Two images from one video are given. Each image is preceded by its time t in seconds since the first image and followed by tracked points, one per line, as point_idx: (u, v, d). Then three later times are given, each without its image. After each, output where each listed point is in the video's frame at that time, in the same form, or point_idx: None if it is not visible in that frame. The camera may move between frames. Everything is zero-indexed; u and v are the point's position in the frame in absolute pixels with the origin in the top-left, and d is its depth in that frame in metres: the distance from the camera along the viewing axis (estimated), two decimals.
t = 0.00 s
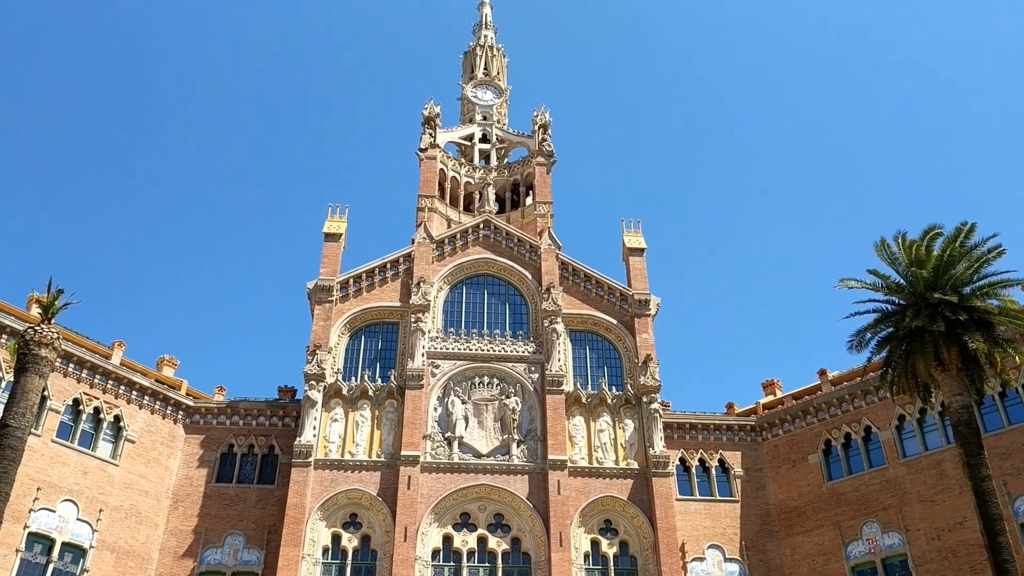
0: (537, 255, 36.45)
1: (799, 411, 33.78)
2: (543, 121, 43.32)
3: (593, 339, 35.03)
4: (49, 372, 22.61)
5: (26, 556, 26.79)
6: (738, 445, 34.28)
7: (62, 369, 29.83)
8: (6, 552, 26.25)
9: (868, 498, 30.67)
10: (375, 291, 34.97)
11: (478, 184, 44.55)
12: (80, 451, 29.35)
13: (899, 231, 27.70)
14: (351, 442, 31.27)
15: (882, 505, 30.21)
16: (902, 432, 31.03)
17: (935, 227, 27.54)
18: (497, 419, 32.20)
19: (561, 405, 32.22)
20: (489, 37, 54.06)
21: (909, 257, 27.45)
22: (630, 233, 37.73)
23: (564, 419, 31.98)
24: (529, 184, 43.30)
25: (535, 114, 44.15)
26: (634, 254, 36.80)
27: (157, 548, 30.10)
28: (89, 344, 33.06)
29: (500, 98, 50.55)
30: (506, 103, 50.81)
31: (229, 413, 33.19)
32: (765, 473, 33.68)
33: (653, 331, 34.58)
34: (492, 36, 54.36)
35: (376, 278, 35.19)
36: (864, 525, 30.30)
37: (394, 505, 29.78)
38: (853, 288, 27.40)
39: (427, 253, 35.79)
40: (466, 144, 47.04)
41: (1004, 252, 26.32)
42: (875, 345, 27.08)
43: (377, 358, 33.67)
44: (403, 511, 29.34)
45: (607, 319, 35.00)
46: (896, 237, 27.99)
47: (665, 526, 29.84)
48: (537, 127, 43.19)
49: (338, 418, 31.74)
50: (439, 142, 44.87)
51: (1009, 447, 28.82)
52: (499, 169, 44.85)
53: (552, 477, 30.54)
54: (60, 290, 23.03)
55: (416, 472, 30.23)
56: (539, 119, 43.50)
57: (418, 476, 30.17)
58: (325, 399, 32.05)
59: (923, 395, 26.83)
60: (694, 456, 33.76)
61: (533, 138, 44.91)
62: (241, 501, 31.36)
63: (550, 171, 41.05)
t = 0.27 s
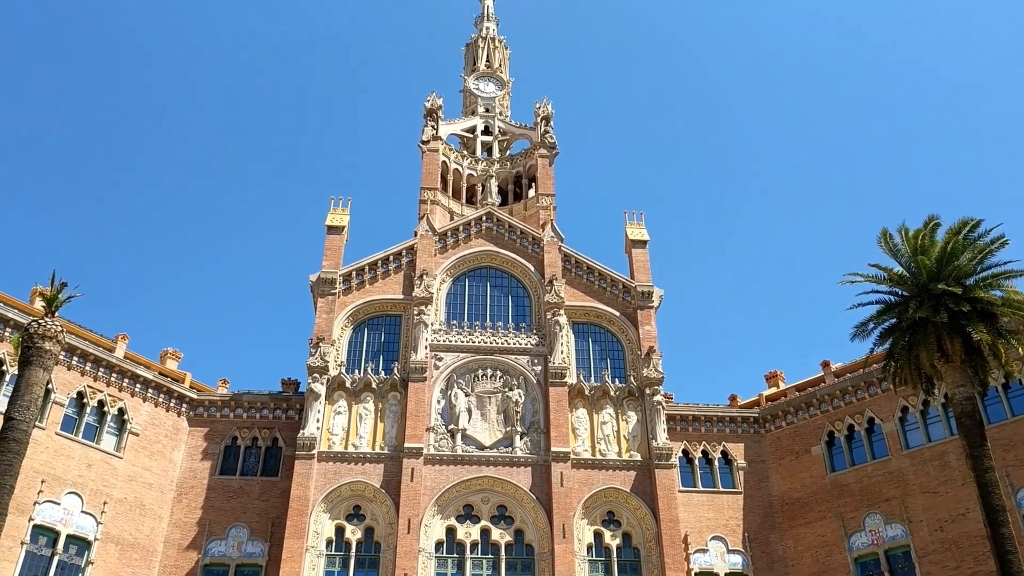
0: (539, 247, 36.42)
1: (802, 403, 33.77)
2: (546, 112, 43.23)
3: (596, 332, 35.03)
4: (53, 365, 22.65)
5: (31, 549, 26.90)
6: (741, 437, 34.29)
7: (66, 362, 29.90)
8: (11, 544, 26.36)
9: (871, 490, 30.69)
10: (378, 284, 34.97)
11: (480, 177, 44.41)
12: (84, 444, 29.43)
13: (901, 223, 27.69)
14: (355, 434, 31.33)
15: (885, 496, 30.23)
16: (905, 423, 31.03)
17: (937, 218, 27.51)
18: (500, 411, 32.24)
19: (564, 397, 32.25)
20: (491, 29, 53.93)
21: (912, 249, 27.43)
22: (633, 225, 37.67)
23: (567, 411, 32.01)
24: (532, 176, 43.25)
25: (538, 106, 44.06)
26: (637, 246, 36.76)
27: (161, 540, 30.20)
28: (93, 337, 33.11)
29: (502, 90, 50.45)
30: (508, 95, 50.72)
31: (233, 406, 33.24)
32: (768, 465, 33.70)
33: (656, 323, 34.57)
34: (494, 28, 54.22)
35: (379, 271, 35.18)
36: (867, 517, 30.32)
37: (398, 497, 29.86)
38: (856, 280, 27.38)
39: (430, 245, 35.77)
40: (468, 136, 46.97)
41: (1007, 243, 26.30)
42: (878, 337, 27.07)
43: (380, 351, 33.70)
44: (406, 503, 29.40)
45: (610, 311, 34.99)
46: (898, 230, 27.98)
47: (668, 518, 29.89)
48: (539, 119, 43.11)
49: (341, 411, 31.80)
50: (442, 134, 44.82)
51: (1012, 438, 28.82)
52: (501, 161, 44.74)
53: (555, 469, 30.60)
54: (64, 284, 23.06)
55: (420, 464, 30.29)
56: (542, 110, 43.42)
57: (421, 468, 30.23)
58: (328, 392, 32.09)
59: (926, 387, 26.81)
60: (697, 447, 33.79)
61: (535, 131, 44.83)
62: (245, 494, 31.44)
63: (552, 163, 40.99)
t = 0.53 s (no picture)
0: (542, 240, 36.40)
1: (804, 395, 33.77)
2: (548, 105, 43.17)
3: (598, 324, 35.03)
4: (56, 359, 22.68)
5: (35, 542, 27.00)
6: (743, 429, 34.31)
7: (69, 355, 29.98)
8: (16, 537, 26.46)
9: (874, 482, 30.71)
10: (380, 277, 34.97)
11: (482, 169, 44.33)
12: (88, 438, 29.51)
13: (902, 215, 27.69)
14: (358, 427, 31.38)
15: (888, 488, 30.25)
16: (908, 415, 31.03)
17: (939, 209, 27.50)
18: (503, 403, 32.27)
19: (567, 389, 32.27)
20: (493, 21, 53.81)
21: (914, 240, 27.41)
22: (635, 218, 37.63)
23: (569, 404, 32.03)
24: (534, 169, 43.20)
25: (540, 98, 43.99)
26: (639, 238, 36.73)
27: (165, 533, 30.29)
28: (96, 330, 33.17)
29: (504, 83, 50.37)
30: (510, 87, 50.65)
31: (236, 399, 33.28)
32: (770, 457, 33.72)
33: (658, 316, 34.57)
34: (496, 20, 54.10)
35: (381, 264, 35.18)
36: (870, 509, 30.34)
37: (401, 490, 29.92)
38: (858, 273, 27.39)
39: (432, 238, 35.76)
40: (470, 129, 46.92)
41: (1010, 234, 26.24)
42: (881, 329, 27.06)
43: (383, 344, 33.72)
44: (409, 496, 29.46)
45: (612, 304, 34.99)
46: (900, 222, 27.96)
47: (671, 510, 29.93)
48: (541, 112, 43.04)
49: (344, 404, 31.84)
50: (444, 128, 44.80)
51: (1015, 430, 28.82)
52: (503, 154, 44.64)
53: (558, 462, 30.65)
54: (66, 277, 23.09)
55: (423, 457, 30.34)
56: (543, 103, 43.35)
57: (424, 461, 30.28)
58: (331, 385, 32.13)
59: (929, 379, 26.80)
60: (699, 440, 33.82)
61: (537, 123, 44.78)
62: (248, 487, 31.51)
63: (554, 156, 40.95)
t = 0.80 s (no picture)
0: (544, 232, 36.37)
1: (806, 386, 33.77)
2: (550, 97, 43.10)
3: (600, 316, 35.03)
4: (60, 351, 22.71)
5: (39, 533, 27.11)
6: (746, 421, 34.32)
7: (73, 347, 30.06)
8: (20, 529, 26.57)
9: (876, 473, 30.73)
10: (382, 269, 34.98)
11: (485, 161, 44.31)
12: (91, 430, 29.60)
13: (903, 207, 27.73)
14: (360, 419, 31.42)
15: (890, 480, 30.28)
16: (910, 407, 31.03)
17: (939, 202, 27.55)
18: (505, 395, 32.31)
19: (569, 381, 32.30)
20: (494, 13, 53.69)
21: (915, 232, 27.42)
22: (637, 210, 37.57)
23: (571, 395, 32.07)
24: (536, 161, 43.16)
25: (542, 90, 43.92)
26: (642, 230, 36.70)
27: (169, 525, 30.38)
28: (99, 322, 33.23)
29: (506, 75, 50.28)
30: (512, 79, 50.56)
31: (239, 391, 33.33)
32: (773, 448, 33.73)
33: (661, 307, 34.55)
34: (497, 12, 53.98)
35: (383, 256, 35.19)
36: (872, 500, 30.37)
37: (404, 481, 29.98)
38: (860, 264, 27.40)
39: (434, 230, 35.76)
40: (472, 121, 46.86)
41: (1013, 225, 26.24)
42: (883, 321, 27.08)
43: (385, 336, 33.75)
44: (412, 487, 29.52)
45: (614, 296, 34.98)
46: (901, 214, 28.00)
47: (673, 501, 29.98)
48: (543, 104, 42.98)
49: (347, 395, 31.89)
50: (445, 120, 44.75)
51: (1017, 421, 28.83)
52: (505, 146, 44.56)
53: (560, 453, 30.70)
54: (70, 269, 23.12)
55: (425, 448, 30.40)
56: (546, 95, 43.28)
57: (427, 453, 30.35)
58: (334, 377, 32.18)
59: (931, 370, 26.80)
60: (701, 431, 33.84)
61: (539, 115, 44.71)
62: (251, 479, 31.58)
63: (556, 147, 40.90)
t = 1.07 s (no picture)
0: (546, 223, 36.33)
1: (809, 377, 33.77)
2: (552, 87, 42.99)
3: (602, 307, 35.02)
4: (63, 342, 22.75)
5: (43, 524, 27.22)
6: (748, 411, 34.32)
7: (75, 339, 30.13)
8: (24, 520, 26.68)
9: (879, 463, 30.76)
10: (384, 260, 34.97)
11: (486, 152, 44.31)
12: (94, 421, 29.68)
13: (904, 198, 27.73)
14: (363, 410, 31.47)
15: (892, 470, 30.30)
16: (912, 397, 31.04)
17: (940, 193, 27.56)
18: (508, 386, 32.34)
19: (571, 372, 32.32)
20: (497, 3, 53.51)
21: (918, 223, 27.39)
22: (640, 201, 37.48)
23: (574, 386, 32.09)
24: (538, 152, 43.08)
25: (544, 80, 43.78)
26: (644, 221, 36.65)
27: (172, 515, 30.47)
28: (102, 314, 33.28)
29: (508, 65, 50.14)
30: (514, 69, 50.41)
31: (241, 382, 33.37)
32: (775, 439, 33.75)
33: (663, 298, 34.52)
34: (499, 1, 53.80)
35: (385, 247, 35.17)
36: (874, 490, 30.40)
37: (406, 472, 30.06)
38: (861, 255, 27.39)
39: (436, 221, 35.73)
40: (474, 111, 46.76)
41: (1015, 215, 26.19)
42: (886, 311, 27.05)
43: (387, 327, 33.77)
44: (415, 478, 29.59)
45: (617, 287, 34.97)
46: (903, 206, 28.00)
47: (675, 492, 30.03)
48: (545, 94, 42.87)
49: (349, 386, 31.93)
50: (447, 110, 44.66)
51: (1020, 412, 28.82)
52: (507, 137, 44.54)
53: (562, 444, 30.74)
54: (72, 261, 23.14)
55: (428, 439, 30.46)
56: (548, 85, 43.16)
57: (429, 443, 30.40)
58: (336, 368, 32.22)
59: (934, 360, 26.76)
60: (703, 422, 33.86)
61: (542, 106, 44.60)
62: (254, 469, 31.66)
63: (559, 138, 40.81)
